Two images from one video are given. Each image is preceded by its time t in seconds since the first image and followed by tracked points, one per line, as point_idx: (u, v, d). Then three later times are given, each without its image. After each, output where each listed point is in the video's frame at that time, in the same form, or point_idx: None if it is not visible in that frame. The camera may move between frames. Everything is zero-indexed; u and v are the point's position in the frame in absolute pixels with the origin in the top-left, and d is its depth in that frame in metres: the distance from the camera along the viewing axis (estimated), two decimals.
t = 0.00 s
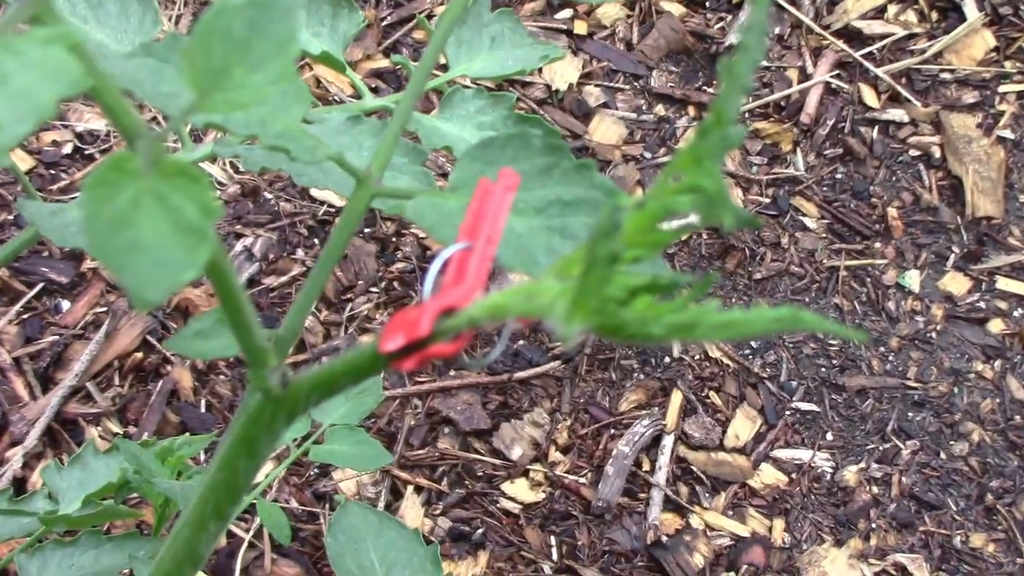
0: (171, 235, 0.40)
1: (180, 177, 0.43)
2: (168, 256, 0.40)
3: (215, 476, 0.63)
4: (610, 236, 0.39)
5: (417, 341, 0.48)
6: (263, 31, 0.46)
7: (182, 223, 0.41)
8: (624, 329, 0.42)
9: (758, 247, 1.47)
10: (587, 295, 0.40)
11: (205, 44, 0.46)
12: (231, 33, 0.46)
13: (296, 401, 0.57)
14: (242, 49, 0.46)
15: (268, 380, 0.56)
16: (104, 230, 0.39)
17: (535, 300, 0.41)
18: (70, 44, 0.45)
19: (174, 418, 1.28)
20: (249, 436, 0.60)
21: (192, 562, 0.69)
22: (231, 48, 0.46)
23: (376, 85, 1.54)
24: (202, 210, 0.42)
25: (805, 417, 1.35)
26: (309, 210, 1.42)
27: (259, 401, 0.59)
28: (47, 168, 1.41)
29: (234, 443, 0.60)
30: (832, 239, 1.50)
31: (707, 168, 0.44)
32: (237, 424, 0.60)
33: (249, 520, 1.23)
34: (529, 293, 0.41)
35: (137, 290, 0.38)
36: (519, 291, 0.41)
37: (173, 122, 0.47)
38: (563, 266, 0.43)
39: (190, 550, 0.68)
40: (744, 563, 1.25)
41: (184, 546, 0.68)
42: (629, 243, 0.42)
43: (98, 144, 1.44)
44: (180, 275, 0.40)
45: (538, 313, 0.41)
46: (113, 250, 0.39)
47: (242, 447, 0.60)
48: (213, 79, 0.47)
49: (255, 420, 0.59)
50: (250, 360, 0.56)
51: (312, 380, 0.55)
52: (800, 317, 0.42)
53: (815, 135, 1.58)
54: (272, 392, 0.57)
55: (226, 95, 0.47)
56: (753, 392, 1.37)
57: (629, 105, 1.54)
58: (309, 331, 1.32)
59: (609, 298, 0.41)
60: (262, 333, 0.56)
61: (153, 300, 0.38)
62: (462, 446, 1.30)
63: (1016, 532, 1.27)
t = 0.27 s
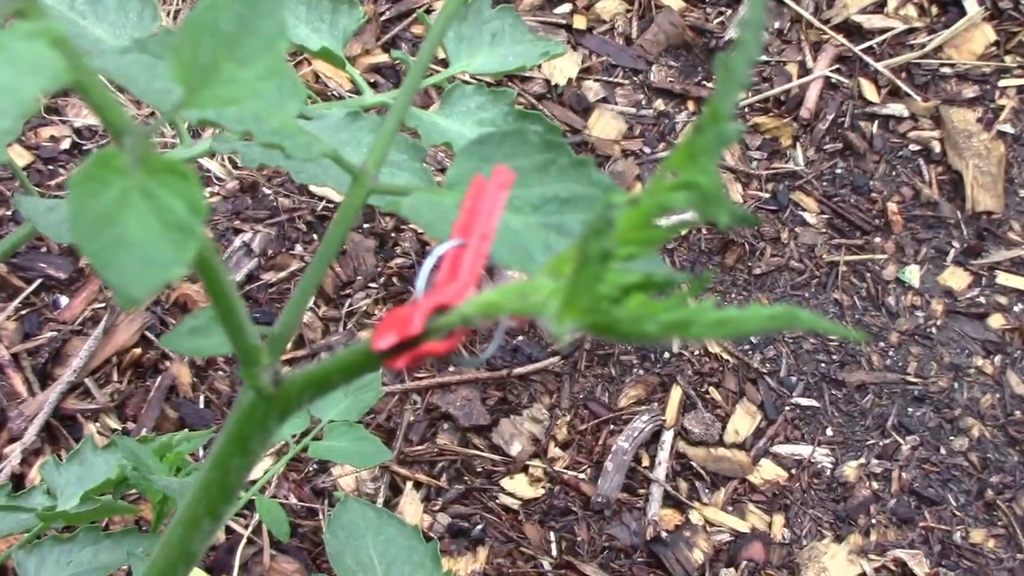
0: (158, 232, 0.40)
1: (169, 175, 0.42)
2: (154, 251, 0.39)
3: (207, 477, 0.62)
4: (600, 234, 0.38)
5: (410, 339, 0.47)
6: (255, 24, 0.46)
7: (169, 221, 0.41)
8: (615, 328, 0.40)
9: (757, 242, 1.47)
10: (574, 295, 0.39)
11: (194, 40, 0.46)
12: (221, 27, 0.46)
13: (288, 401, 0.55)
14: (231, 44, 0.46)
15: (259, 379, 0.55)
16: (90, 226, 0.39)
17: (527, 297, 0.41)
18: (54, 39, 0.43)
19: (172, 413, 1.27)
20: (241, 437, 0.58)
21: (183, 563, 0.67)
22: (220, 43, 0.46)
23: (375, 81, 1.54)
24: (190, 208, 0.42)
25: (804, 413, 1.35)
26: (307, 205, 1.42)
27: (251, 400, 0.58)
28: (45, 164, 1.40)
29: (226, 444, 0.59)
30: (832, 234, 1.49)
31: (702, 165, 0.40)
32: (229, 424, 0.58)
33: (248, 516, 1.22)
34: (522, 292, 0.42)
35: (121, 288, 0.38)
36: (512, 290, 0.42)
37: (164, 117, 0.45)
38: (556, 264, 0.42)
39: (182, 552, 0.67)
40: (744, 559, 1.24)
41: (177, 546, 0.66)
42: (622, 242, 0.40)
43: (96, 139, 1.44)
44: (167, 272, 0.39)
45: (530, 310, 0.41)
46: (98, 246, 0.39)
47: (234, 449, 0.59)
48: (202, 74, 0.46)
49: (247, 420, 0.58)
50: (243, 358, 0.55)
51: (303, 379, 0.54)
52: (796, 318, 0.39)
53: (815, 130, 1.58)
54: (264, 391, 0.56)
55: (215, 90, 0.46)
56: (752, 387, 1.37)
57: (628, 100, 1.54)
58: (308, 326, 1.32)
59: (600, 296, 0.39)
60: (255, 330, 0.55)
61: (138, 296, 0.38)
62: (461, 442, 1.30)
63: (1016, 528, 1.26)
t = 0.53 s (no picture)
0: (146, 217, 0.40)
1: (159, 159, 0.42)
2: (140, 239, 0.39)
3: (198, 468, 0.61)
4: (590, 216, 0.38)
5: (400, 325, 0.46)
6: (241, 11, 0.45)
7: (157, 205, 0.40)
8: (605, 312, 0.39)
9: (756, 238, 1.47)
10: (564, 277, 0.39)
11: (179, 24, 0.45)
12: (207, 13, 0.45)
13: (278, 389, 0.55)
14: (218, 30, 0.46)
15: (249, 366, 0.55)
16: (74, 213, 0.39)
17: (515, 282, 0.40)
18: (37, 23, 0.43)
19: (170, 412, 1.27)
20: (231, 427, 0.58)
21: (175, 558, 0.67)
22: (209, 28, 0.45)
23: (373, 78, 1.54)
24: (181, 192, 0.41)
25: (803, 409, 1.35)
26: (304, 203, 1.42)
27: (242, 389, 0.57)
28: (41, 162, 1.40)
29: (217, 433, 0.58)
30: (831, 229, 1.49)
31: (690, 148, 0.40)
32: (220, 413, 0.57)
33: (247, 514, 1.22)
34: (512, 276, 0.41)
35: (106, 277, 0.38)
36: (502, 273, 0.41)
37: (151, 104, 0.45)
38: (545, 249, 0.41)
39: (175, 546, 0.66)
40: (743, 555, 1.24)
41: (169, 540, 0.66)
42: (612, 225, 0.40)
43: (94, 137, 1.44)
44: (153, 258, 0.39)
45: (519, 296, 0.40)
46: (81, 235, 0.39)
47: (225, 438, 0.58)
48: (189, 62, 0.46)
49: (238, 409, 0.57)
50: (233, 348, 0.55)
51: (293, 366, 0.53)
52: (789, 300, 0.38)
53: (813, 126, 1.58)
54: (256, 379, 0.55)
55: (201, 77, 0.46)
56: (751, 383, 1.37)
57: (626, 96, 1.53)
58: (305, 324, 1.32)
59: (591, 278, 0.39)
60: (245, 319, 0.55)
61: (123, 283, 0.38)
62: (460, 439, 1.30)
63: (1016, 522, 1.26)
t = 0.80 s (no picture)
0: (140, 194, 0.40)
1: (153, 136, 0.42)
2: (135, 216, 0.40)
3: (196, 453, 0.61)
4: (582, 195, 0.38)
5: (394, 305, 0.45)
6: None
7: (151, 182, 0.41)
8: (597, 291, 0.39)
9: (754, 234, 1.47)
10: (556, 253, 0.38)
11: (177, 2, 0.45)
12: None
13: (276, 370, 0.55)
14: (213, 12, 0.46)
15: (245, 348, 0.54)
16: (72, 191, 0.39)
17: (508, 263, 0.40)
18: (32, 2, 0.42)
19: (170, 408, 1.27)
20: (228, 410, 0.58)
21: (171, 548, 0.66)
22: (202, 11, 0.46)
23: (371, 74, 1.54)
24: (174, 169, 0.42)
25: (802, 404, 1.35)
26: (303, 199, 1.42)
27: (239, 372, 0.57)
28: (40, 159, 1.40)
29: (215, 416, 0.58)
30: (829, 225, 1.49)
31: (683, 130, 0.39)
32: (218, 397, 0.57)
33: (246, 510, 1.23)
34: (506, 258, 0.40)
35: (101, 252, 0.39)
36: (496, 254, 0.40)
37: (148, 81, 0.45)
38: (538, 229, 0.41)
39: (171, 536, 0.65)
40: (742, 549, 1.25)
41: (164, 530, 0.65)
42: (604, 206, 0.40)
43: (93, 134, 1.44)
44: (148, 235, 0.39)
45: (512, 276, 0.40)
46: (79, 212, 0.39)
47: (222, 421, 0.58)
48: (184, 44, 0.46)
49: (235, 392, 0.57)
50: (227, 330, 0.55)
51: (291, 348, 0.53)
52: (775, 278, 0.39)
53: (811, 121, 1.58)
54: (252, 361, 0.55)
55: (196, 59, 0.46)
56: (750, 377, 1.37)
57: (624, 91, 1.54)
58: (305, 319, 1.32)
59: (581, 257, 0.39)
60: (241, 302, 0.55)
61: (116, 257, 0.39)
62: (459, 434, 1.30)
63: (1014, 517, 1.26)
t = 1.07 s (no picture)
0: (126, 185, 0.40)
1: (138, 128, 0.42)
2: (122, 208, 0.39)
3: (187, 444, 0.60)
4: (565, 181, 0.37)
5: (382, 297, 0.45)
6: None
7: (137, 173, 0.41)
8: (581, 279, 0.38)
9: (753, 230, 1.48)
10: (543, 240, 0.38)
11: None
12: None
13: (264, 363, 0.54)
14: (202, 3, 0.46)
15: (234, 339, 0.54)
16: (60, 181, 0.39)
17: (494, 251, 0.39)
18: None
19: (170, 403, 1.28)
20: (218, 402, 0.57)
21: (164, 537, 0.66)
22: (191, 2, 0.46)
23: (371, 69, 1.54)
24: (159, 160, 0.42)
25: (800, 399, 1.35)
26: (303, 194, 1.42)
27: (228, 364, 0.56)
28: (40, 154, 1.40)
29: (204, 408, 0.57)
30: (828, 221, 1.50)
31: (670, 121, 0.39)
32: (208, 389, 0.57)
33: (246, 504, 1.23)
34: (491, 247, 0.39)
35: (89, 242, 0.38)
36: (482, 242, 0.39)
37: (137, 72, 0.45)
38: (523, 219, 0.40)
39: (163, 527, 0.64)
40: (741, 544, 1.25)
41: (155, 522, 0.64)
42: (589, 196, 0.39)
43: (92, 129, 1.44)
44: (135, 226, 0.39)
45: (498, 264, 0.39)
46: (67, 201, 0.39)
47: (212, 412, 0.57)
48: (173, 35, 0.46)
49: (224, 384, 0.56)
50: (216, 320, 0.55)
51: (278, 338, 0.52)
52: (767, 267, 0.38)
53: (810, 117, 1.59)
54: (241, 353, 0.54)
55: (186, 50, 0.46)
56: (749, 373, 1.37)
57: (624, 87, 1.54)
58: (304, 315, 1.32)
59: (565, 246, 0.38)
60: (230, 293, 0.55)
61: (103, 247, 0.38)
62: (458, 429, 1.31)
63: (1012, 512, 1.27)
